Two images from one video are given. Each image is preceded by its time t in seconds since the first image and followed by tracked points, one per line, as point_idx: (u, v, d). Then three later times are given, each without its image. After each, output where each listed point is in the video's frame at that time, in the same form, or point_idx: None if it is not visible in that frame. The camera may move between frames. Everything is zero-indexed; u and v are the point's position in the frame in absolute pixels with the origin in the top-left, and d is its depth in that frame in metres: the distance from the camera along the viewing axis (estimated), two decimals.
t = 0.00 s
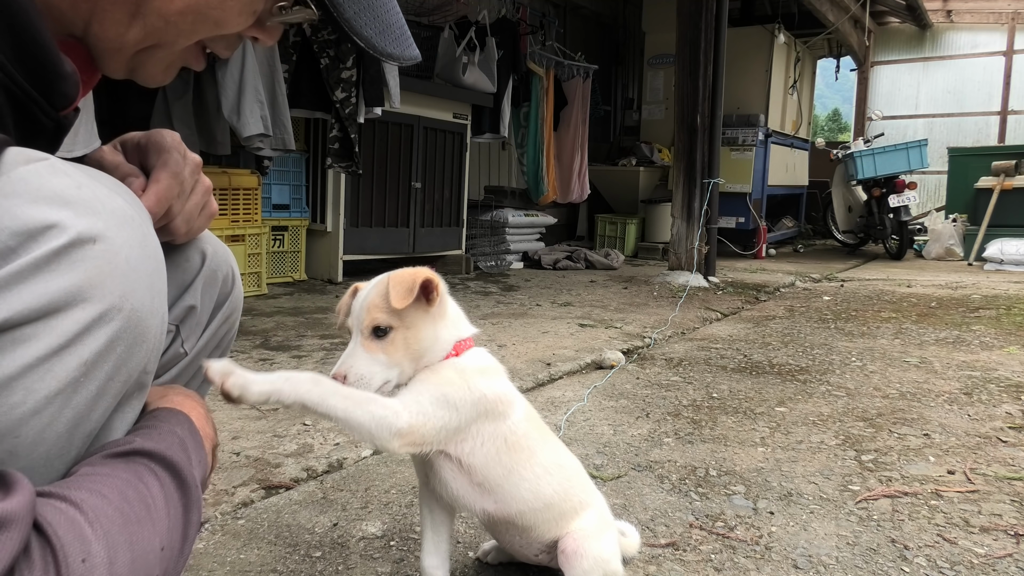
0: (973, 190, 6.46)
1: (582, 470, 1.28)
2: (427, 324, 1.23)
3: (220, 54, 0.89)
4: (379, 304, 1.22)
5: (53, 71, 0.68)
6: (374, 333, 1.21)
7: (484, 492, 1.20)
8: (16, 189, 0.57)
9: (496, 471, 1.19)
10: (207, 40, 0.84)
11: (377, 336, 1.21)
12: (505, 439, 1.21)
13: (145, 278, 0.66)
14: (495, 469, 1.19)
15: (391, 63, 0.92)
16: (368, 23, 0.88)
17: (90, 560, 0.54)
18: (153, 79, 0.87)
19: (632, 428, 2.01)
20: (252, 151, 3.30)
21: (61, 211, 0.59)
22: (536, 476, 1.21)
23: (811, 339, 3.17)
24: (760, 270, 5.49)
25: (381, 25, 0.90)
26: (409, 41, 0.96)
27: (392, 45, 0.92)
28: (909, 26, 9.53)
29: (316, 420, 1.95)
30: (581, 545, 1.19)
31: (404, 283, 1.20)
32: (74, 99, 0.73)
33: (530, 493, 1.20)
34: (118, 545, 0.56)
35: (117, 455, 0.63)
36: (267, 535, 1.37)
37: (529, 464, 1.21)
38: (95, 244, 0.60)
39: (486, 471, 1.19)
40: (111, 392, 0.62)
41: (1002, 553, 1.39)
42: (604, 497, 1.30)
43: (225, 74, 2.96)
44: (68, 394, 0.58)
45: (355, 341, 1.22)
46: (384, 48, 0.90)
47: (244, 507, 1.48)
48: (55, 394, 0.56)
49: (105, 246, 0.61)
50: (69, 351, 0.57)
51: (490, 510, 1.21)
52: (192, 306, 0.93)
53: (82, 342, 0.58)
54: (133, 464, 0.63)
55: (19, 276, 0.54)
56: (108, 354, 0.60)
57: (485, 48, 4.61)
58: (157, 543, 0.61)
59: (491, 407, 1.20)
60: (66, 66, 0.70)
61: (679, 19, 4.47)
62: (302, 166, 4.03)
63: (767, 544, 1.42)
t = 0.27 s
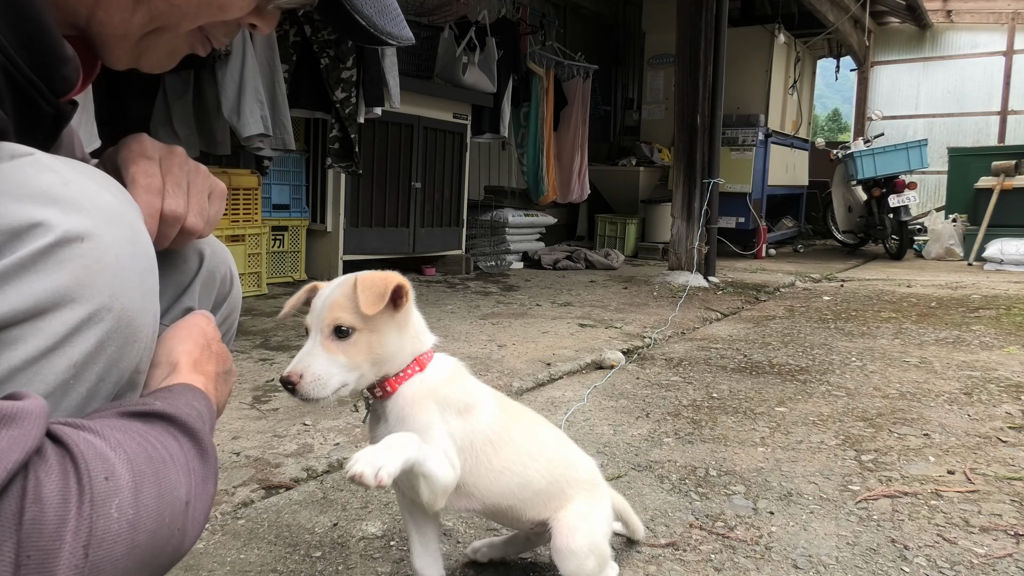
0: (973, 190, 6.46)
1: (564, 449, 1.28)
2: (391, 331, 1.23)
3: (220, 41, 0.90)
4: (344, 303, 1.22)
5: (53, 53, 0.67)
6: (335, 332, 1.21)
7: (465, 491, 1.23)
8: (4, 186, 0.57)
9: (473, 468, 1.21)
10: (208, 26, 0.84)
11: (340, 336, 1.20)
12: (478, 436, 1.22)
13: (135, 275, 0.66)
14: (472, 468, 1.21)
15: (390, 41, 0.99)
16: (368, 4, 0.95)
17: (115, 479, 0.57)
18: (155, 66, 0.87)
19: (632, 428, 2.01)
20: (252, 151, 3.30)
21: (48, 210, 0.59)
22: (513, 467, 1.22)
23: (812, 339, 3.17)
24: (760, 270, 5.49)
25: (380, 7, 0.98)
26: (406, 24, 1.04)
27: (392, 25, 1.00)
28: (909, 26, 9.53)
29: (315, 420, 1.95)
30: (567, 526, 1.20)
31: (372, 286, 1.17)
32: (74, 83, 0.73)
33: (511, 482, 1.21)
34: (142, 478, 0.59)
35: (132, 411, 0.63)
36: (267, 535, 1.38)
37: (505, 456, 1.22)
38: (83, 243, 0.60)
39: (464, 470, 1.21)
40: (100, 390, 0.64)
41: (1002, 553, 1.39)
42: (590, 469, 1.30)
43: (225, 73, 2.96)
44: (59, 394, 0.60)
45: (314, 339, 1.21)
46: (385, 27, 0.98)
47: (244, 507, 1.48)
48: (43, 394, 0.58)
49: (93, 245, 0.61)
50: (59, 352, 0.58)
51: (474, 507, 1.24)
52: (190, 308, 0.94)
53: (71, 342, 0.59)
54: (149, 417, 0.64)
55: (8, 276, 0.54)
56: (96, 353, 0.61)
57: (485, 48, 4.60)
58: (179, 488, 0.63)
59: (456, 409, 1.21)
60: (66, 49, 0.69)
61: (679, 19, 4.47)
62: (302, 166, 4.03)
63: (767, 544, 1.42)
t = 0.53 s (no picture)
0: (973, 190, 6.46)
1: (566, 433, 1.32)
2: (440, 294, 1.27)
3: (221, 43, 0.89)
4: (404, 251, 1.27)
5: (49, 53, 0.68)
6: (386, 275, 1.25)
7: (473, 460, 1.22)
8: None
9: (485, 440, 1.22)
10: (209, 28, 0.84)
11: (392, 277, 1.24)
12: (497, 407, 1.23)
13: (113, 269, 0.64)
14: (486, 437, 1.22)
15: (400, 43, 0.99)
16: (377, 5, 0.96)
17: (52, 505, 0.50)
18: (150, 70, 0.87)
19: (632, 428, 2.01)
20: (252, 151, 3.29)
21: (16, 201, 0.56)
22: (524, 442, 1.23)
23: (811, 339, 3.17)
24: (760, 270, 5.49)
25: (390, 8, 0.98)
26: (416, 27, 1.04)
27: (401, 26, 1.00)
28: (909, 26, 9.53)
29: (316, 420, 1.94)
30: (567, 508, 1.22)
31: (438, 243, 1.27)
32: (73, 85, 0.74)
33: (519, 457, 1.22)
34: (88, 491, 0.53)
35: (94, 393, 0.57)
36: (267, 535, 1.38)
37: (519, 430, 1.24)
38: (54, 235, 0.57)
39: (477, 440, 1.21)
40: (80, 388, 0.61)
41: (1002, 553, 1.39)
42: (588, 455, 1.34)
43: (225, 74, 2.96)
44: (32, 394, 0.57)
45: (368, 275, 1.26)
46: (394, 28, 0.98)
47: (244, 507, 1.48)
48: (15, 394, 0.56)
49: (65, 238, 0.58)
50: (31, 350, 0.56)
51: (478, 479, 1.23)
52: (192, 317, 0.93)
53: (43, 339, 0.56)
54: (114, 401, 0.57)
55: None
56: (73, 352, 0.59)
57: (485, 48, 4.59)
58: (143, 488, 0.57)
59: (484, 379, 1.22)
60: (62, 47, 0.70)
61: (679, 19, 4.46)
62: (302, 166, 4.04)
63: (767, 544, 1.42)
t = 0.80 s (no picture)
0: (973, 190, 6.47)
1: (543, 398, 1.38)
2: (427, 218, 1.29)
3: (228, 44, 0.90)
4: (383, 175, 1.28)
5: (46, 56, 0.68)
6: (367, 203, 1.27)
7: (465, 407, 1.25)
8: None
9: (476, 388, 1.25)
10: (214, 29, 0.85)
11: (371, 209, 1.27)
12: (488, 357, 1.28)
13: (105, 271, 0.65)
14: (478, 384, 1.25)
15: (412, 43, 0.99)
16: (388, 4, 0.96)
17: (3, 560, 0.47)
18: (156, 72, 0.87)
19: (632, 428, 2.01)
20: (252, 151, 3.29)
21: (9, 204, 0.56)
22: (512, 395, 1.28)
23: (811, 339, 3.17)
24: (760, 270, 5.49)
25: (399, 7, 0.98)
26: (428, 26, 1.04)
27: (411, 25, 1.00)
28: (909, 26, 9.53)
29: (316, 420, 1.94)
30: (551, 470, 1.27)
31: (418, 166, 1.26)
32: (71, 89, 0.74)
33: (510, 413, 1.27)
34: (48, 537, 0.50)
35: (70, 422, 0.55)
36: (267, 535, 1.38)
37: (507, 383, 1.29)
38: (48, 239, 0.57)
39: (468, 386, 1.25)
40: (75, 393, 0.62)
41: (1002, 553, 1.39)
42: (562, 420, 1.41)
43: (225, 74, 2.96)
44: (28, 401, 0.57)
45: (348, 204, 1.28)
46: (404, 27, 0.98)
47: (244, 507, 1.48)
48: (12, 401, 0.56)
49: (59, 241, 0.59)
50: (28, 357, 0.56)
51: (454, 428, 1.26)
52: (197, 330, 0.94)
53: (40, 346, 0.56)
54: (91, 427, 0.56)
55: None
56: (69, 357, 0.60)
57: (485, 48, 4.59)
58: (109, 532, 0.54)
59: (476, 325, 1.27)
60: (60, 51, 0.70)
61: (679, 19, 4.46)
62: (302, 166, 4.03)
63: (767, 544, 1.42)
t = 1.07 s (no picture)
0: (973, 190, 6.47)
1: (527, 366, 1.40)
2: (378, 208, 1.25)
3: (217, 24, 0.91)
4: (326, 170, 1.23)
5: (32, 49, 0.68)
6: (312, 202, 1.22)
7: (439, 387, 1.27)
8: None
9: (451, 362, 1.27)
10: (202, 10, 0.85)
11: (319, 208, 1.22)
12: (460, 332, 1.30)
13: (102, 275, 0.64)
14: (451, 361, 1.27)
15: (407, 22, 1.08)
16: None
17: None
18: (147, 57, 0.88)
19: (632, 428, 2.01)
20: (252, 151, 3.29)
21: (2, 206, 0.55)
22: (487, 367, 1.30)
23: (811, 339, 3.17)
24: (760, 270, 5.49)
25: None
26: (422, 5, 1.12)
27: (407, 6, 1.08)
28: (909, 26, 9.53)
29: (316, 420, 1.95)
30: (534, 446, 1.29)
31: (362, 159, 1.19)
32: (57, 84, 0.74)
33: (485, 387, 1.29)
34: None
35: (39, 442, 0.53)
36: (267, 535, 1.38)
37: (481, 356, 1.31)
38: (42, 242, 0.57)
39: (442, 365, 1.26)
40: (70, 399, 0.61)
41: (1002, 553, 1.39)
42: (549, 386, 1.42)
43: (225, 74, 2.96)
44: (24, 407, 0.57)
45: (292, 204, 1.22)
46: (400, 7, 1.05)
47: (244, 507, 1.48)
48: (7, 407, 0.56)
49: (54, 244, 0.58)
50: (20, 363, 0.56)
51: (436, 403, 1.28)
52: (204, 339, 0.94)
53: (33, 352, 0.56)
54: (61, 449, 0.54)
55: None
56: (63, 363, 0.59)
57: (485, 48, 4.59)
58: (63, 565, 0.51)
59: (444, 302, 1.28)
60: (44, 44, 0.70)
61: (679, 18, 4.46)
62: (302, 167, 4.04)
63: (767, 544, 1.43)
